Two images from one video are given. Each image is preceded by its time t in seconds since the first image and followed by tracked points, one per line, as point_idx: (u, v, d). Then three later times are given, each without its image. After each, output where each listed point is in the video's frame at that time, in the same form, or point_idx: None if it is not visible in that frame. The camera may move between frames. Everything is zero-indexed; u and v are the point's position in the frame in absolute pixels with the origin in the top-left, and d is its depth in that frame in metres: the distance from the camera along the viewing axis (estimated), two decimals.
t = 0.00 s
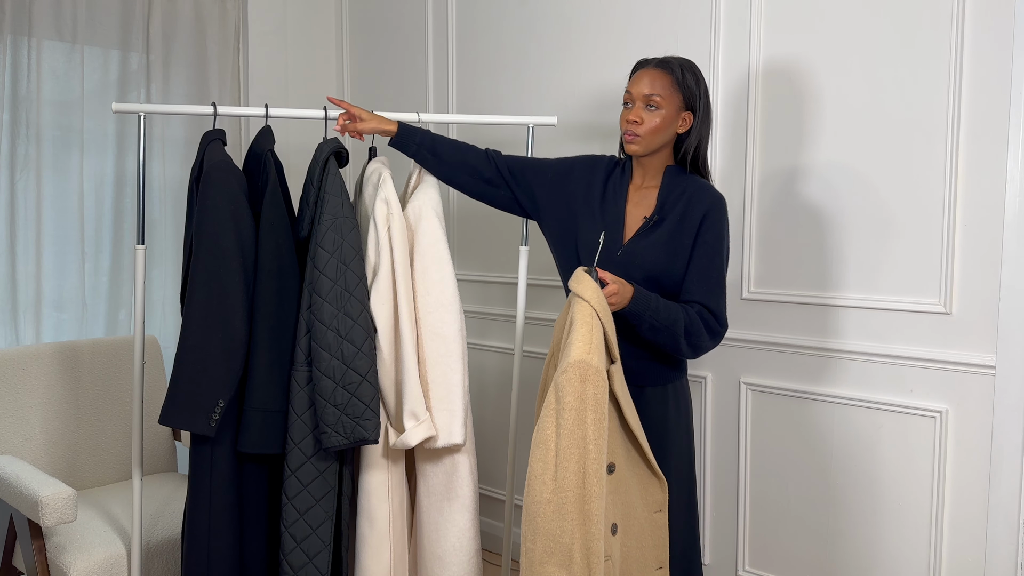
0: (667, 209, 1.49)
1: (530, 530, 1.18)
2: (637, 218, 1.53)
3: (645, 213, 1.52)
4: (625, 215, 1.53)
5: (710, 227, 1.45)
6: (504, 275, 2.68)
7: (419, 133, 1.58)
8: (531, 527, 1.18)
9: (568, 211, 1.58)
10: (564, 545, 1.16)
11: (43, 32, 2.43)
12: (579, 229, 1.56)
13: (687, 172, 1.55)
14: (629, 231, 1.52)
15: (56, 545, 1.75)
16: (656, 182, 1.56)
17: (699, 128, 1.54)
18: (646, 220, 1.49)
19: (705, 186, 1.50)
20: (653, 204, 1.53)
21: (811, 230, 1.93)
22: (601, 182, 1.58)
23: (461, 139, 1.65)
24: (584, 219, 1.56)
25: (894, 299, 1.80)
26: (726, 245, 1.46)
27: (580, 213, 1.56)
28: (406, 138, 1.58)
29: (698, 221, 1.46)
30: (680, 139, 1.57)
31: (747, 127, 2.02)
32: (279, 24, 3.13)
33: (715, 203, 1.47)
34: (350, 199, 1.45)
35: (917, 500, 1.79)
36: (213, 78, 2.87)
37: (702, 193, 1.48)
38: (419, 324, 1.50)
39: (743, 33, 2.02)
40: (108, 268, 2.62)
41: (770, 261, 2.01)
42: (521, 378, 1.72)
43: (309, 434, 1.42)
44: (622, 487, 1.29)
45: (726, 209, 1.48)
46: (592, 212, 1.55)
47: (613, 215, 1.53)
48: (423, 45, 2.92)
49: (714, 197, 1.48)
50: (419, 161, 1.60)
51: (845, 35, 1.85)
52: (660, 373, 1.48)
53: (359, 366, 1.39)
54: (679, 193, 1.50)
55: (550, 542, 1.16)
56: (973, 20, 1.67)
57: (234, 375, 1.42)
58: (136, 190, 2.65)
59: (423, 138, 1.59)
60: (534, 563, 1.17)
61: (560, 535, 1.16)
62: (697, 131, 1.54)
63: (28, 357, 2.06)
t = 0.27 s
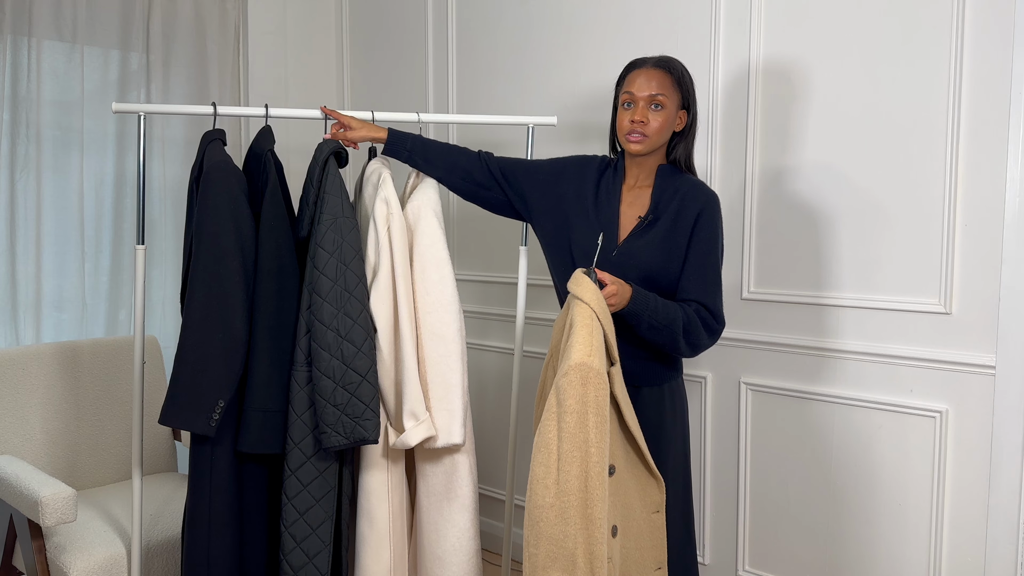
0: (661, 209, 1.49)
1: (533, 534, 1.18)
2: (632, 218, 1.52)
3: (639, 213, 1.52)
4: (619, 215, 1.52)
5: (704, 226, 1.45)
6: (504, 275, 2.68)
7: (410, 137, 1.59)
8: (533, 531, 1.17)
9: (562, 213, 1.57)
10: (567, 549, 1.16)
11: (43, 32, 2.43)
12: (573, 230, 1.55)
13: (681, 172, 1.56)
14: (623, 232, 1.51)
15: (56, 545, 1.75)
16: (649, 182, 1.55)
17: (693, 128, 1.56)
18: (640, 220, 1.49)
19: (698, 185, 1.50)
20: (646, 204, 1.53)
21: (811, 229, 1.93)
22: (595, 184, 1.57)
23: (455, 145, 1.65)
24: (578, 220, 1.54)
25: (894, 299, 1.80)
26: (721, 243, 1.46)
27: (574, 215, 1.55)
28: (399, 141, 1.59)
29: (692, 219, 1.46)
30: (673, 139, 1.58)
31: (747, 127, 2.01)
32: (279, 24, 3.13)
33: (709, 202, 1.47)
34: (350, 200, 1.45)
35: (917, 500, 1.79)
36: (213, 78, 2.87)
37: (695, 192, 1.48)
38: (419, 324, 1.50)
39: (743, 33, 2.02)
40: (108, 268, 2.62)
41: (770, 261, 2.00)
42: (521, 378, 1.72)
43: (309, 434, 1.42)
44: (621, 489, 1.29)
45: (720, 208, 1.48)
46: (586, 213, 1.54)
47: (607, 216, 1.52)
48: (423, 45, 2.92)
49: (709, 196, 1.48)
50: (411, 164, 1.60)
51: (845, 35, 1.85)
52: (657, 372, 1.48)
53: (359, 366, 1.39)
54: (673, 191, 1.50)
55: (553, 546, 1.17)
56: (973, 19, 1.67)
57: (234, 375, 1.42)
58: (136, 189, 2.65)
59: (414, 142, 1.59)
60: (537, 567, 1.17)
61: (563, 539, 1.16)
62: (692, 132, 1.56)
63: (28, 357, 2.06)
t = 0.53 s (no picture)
0: (658, 209, 1.49)
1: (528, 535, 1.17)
2: (629, 218, 1.52)
3: (637, 213, 1.52)
4: (616, 215, 1.52)
5: (701, 226, 1.45)
6: (504, 275, 2.68)
7: (411, 137, 1.60)
8: (529, 531, 1.17)
9: (559, 213, 1.58)
10: (563, 549, 1.16)
11: (43, 32, 2.43)
12: (569, 230, 1.55)
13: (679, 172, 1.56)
14: (620, 232, 1.51)
15: (56, 545, 1.75)
16: (646, 182, 1.55)
17: (690, 127, 1.55)
18: (638, 220, 1.49)
19: (695, 185, 1.50)
20: (643, 204, 1.52)
21: (811, 229, 1.92)
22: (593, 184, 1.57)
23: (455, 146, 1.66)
24: (574, 220, 1.55)
25: (894, 299, 1.80)
26: (717, 244, 1.47)
27: (571, 215, 1.55)
28: (399, 141, 1.60)
29: (689, 220, 1.46)
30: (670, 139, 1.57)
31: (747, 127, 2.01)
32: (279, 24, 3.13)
33: (706, 202, 1.47)
34: (350, 200, 1.45)
35: (917, 500, 1.79)
36: (213, 78, 2.87)
37: (692, 192, 1.48)
38: (419, 324, 1.50)
39: (743, 33, 2.02)
40: (108, 267, 2.62)
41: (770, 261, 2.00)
42: (521, 378, 1.72)
43: (309, 435, 1.42)
44: (618, 489, 1.29)
45: (716, 208, 1.48)
46: (584, 214, 1.54)
47: (604, 215, 1.52)
48: (423, 45, 2.92)
49: (706, 196, 1.48)
50: (411, 164, 1.61)
51: (845, 35, 1.85)
52: (653, 372, 1.48)
53: (359, 366, 1.39)
54: (669, 192, 1.50)
55: (549, 547, 1.16)
56: (973, 19, 1.67)
57: (234, 375, 1.42)
58: (136, 189, 2.65)
59: (414, 141, 1.60)
60: (533, 567, 1.17)
61: (558, 539, 1.16)
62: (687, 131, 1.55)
63: (28, 357, 2.06)
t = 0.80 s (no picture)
0: (656, 210, 1.49)
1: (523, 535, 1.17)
2: (627, 219, 1.52)
3: (634, 214, 1.52)
4: (615, 217, 1.52)
5: (699, 228, 1.45)
6: (504, 275, 2.68)
7: (411, 137, 1.59)
8: (523, 531, 1.17)
9: (558, 214, 1.58)
10: (557, 550, 1.16)
11: (43, 32, 2.43)
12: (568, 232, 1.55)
13: (675, 173, 1.54)
14: (618, 233, 1.51)
15: (56, 545, 1.75)
16: (645, 183, 1.55)
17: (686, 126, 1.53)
18: (636, 222, 1.49)
19: (694, 187, 1.50)
20: (642, 205, 1.52)
21: (811, 229, 1.92)
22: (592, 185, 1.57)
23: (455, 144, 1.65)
24: (574, 221, 1.55)
25: (894, 299, 1.80)
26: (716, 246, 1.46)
27: (570, 216, 1.56)
28: (399, 140, 1.59)
29: (687, 222, 1.45)
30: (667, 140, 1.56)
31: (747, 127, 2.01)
32: (279, 25, 3.13)
33: (704, 204, 1.47)
34: (350, 200, 1.45)
35: (917, 500, 1.79)
36: (213, 78, 2.87)
37: (690, 194, 1.48)
38: (419, 324, 1.50)
39: (743, 33, 2.02)
40: (108, 267, 2.62)
41: (770, 261, 2.00)
42: (521, 377, 1.72)
43: (309, 434, 1.42)
44: (615, 491, 1.29)
45: (716, 210, 1.48)
46: (583, 216, 1.54)
47: (603, 217, 1.52)
48: (423, 45, 2.92)
49: (704, 198, 1.47)
50: (412, 164, 1.60)
51: (845, 35, 1.85)
52: (652, 373, 1.48)
53: (359, 366, 1.39)
54: (668, 194, 1.50)
55: (543, 547, 1.17)
56: (973, 19, 1.67)
57: (234, 375, 1.42)
58: (136, 189, 2.65)
59: (415, 141, 1.59)
60: (527, 567, 1.17)
61: (552, 539, 1.16)
62: (681, 131, 1.52)
63: (28, 357, 2.06)
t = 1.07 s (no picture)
0: (649, 211, 1.48)
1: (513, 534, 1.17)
2: (620, 220, 1.52)
3: (627, 216, 1.52)
4: (608, 218, 1.53)
5: (692, 230, 1.45)
6: (504, 275, 2.68)
7: (409, 131, 1.60)
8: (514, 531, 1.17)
9: (554, 212, 1.58)
10: (547, 549, 1.16)
11: (43, 32, 2.43)
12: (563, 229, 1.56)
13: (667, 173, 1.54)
14: (610, 235, 1.52)
15: (56, 545, 1.75)
16: (637, 184, 1.55)
17: (675, 129, 1.51)
18: (628, 223, 1.49)
19: (687, 189, 1.50)
20: (635, 206, 1.52)
21: (811, 229, 1.93)
22: (588, 184, 1.57)
23: (453, 139, 1.65)
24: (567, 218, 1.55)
25: (894, 299, 1.80)
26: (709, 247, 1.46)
27: (564, 215, 1.56)
28: (398, 135, 1.60)
29: (679, 223, 1.46)
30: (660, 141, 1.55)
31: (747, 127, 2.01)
32: (279, 25, 3.13)
33: (697, 206, 1.47)
34: (350, 200, 1.45)
35: (917, 500, 1.79)
36: (213, 78, 2.87)
37: (683, 196, 1.47)
38: (419, 324, 1.50)
39: (743, 33, 2.02)
40: (109, 268, 2.62)
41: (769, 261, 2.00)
42: (521, 377, 1.72)
43: (309, 434, 1.42)
44: (610, 490, 1.29)
45: (709, 212, 1.47)
46: (577, 216, 1.54)
47: (596, 217, 1.52)
48: (423, 45, 2.93)
49: (697, 200, 1.47)
50: (410, 159, 1.61)
51: (845, 35, 1.85)
52: (647, 374, 1.48)
53: (359, 366, 1.39)
54: (661, 195, 1.49)
55: (533, 546, 1.16)
56: (973, 19, 1.67)
57: (234, 375, 1.42)
58: (136, 189, 2.65)
59: (413, 136, 1.60)
60: (519, 567, 1.17)
61: (542, 539, 1.16)
62: (671, 133, 1.51)
63: (28, 357, 2.06)
